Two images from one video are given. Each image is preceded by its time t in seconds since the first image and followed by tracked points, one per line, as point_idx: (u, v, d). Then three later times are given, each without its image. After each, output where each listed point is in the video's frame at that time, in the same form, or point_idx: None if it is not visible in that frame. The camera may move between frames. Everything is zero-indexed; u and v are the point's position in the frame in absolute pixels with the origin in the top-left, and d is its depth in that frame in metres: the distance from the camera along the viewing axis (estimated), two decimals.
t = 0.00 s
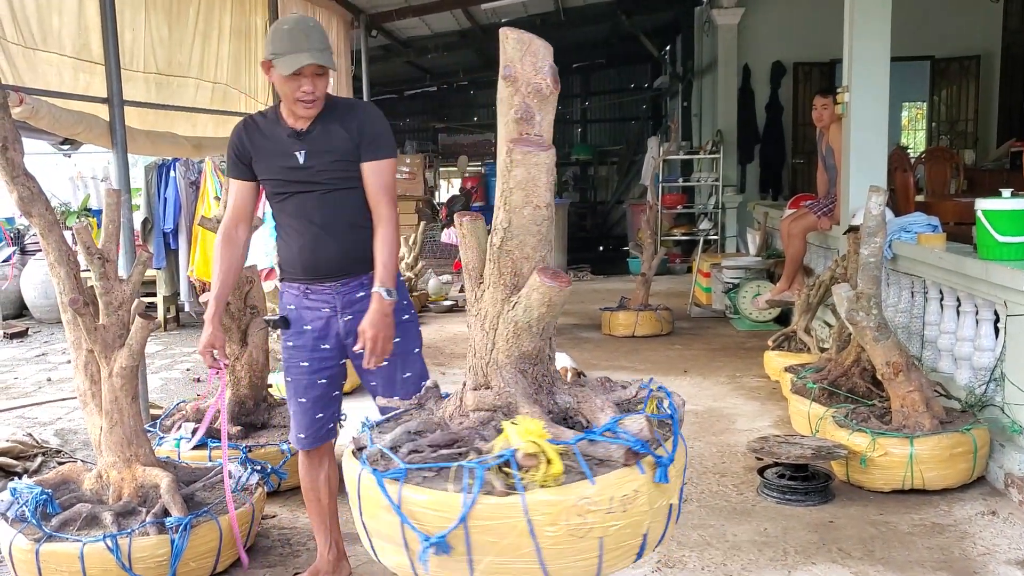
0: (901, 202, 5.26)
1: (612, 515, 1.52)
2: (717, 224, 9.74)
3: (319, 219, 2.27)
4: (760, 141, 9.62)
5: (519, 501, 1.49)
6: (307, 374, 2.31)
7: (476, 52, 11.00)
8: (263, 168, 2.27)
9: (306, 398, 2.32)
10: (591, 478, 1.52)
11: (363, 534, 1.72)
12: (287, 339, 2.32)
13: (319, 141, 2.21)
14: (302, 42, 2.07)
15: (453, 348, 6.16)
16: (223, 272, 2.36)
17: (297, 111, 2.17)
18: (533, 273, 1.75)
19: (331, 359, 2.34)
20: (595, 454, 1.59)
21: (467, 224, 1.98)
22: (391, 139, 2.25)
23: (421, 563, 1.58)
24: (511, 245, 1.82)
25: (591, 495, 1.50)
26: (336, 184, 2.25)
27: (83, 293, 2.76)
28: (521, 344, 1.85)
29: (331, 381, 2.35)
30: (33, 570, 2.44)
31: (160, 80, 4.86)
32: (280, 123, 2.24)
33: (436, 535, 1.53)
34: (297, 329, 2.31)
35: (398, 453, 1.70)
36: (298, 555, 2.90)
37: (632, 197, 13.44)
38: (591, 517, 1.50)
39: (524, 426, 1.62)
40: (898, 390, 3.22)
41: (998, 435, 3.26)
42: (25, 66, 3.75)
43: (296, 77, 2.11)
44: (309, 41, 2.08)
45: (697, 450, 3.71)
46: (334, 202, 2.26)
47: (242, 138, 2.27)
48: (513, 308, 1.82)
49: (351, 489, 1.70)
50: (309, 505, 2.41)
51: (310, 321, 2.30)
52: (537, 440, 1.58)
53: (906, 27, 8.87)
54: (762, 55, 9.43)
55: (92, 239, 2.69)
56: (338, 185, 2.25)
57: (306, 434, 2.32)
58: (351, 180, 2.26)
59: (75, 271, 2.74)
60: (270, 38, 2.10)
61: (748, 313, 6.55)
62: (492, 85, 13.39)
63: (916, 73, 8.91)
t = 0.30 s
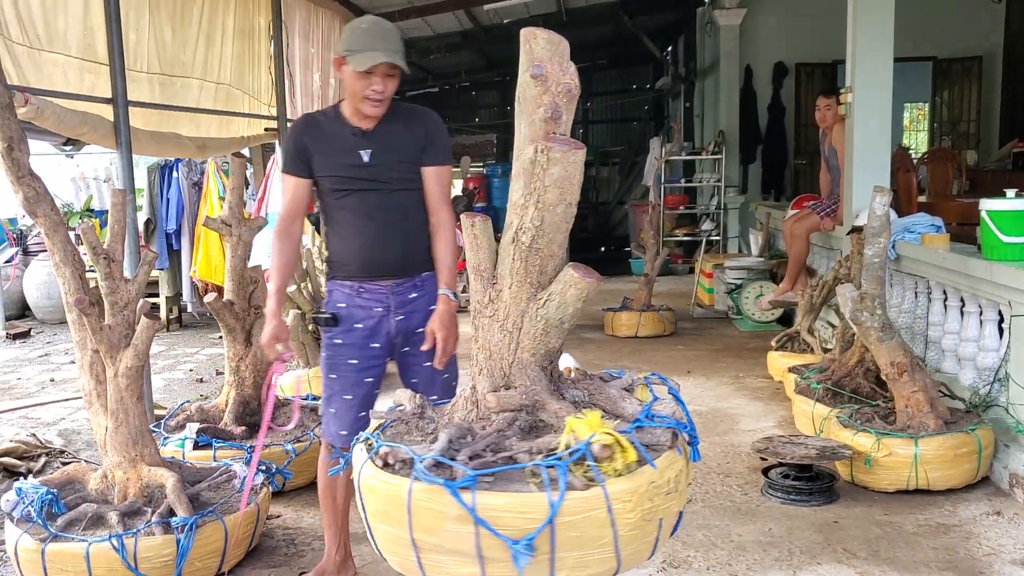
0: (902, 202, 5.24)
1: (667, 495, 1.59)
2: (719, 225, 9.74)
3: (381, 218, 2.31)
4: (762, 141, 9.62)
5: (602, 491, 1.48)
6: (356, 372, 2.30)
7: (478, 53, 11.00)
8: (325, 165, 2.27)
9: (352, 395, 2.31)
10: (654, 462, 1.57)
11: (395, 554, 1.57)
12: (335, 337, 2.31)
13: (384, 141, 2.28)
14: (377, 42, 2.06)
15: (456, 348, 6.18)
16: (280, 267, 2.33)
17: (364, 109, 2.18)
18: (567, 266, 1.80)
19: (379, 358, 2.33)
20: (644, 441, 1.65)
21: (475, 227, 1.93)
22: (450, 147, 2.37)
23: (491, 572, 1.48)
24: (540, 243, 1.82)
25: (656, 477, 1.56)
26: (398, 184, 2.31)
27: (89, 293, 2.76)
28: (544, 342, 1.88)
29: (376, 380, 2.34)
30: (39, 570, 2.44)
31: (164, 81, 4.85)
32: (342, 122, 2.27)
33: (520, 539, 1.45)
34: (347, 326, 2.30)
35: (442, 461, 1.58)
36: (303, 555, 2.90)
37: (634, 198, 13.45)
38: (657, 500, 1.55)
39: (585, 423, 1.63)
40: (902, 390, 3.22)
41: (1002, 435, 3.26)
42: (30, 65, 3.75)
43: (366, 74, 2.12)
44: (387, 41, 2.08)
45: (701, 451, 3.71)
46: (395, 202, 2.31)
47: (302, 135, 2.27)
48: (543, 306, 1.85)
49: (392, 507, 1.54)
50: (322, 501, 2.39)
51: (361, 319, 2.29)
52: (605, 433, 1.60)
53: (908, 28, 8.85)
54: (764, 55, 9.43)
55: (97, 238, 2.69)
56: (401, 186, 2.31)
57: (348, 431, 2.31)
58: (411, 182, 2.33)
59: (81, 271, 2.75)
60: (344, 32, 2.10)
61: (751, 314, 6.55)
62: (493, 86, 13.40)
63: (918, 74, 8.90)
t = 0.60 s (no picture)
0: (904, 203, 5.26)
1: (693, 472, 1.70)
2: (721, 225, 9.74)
3: (434, 215, 2.40)
4: (764, 141, 9.62)
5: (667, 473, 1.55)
6: (399, 363, 2.36)
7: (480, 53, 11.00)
8: (386, 159, 2.36)
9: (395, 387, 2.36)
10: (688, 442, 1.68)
11: (457, 568, 1.49)
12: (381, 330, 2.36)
13: (445, 142, 2.39)
14: (449, 45, 2.13)
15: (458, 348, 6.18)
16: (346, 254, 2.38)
17: (427, 108, 2.27)
18: (589, 263, 1.80)
19: (423, 352, 2.39)
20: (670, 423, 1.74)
21: (491, 227, 1.81)
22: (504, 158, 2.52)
23: (571, 571, 1.46)
24: (566, 241, 1.82)
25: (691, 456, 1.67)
26: (454, 186, 2.42)
27: (94, 293, 2.77)
28: (561, 339, 1.88)
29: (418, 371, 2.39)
30: (45, 569, 2.44)
31: (167, 81, 4.85)
32: (405, 119, 2.37)
33: (605, 531, 1.46)
34: (393, 320, 2.36)
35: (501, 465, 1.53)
36: (308, 555, 2.91)
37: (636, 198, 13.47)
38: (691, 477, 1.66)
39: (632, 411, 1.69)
40: (906, 389, 3.22)
41: (1006, 435, 3.26)
42: (34, 66, 3.75)
43: (434, 75, 2.20)
44: (456, 44, 2.14)
45: (705, 450, 3.71)
46: (449, 202, 2.42)
47: (365, 127, 2.36)
48: (567, 301, 1.85)
49: (460, 518, 1.46)
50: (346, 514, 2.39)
51: (409, 314, 2.36)
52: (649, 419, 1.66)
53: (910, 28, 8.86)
54: (766, 55, 9.43)
55: (102, 239, 2.69)
56: (457, 187, 2.42)
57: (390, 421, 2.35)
58: (467, 186, 2.45)
59: (86, 270, 2.75)
60: (416, 32, 2.17)
61: (754, 314, 6.55)
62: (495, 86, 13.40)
63: (920, 74, 8.90)
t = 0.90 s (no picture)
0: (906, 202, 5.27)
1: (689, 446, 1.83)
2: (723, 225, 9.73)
3: (456, 212, 2.44)
4: (765, 141, 9.62)
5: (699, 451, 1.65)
6: (417, 361, 2.39)
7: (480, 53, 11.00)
8: (411, 153, 2.38)
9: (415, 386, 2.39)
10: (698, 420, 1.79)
11: (521, 570, 1.43)
12: (400, 328, 2.39)
13: (470, 140, 2.42)
14: (478, 41, 2.11)
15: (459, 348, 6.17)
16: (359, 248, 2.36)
17: (457, 105, 2.29)
18: (594, 259, 1.88)
19: (441, 348, 2.43)
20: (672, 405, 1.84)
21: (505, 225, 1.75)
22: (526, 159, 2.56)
23: (634, 555, 1.48)
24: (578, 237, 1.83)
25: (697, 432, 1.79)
26: (475, 185, 2.46)
27: (95, 292, 2.76)
28: (570, 333, 1.89)
29: (435, 369, 2.43)
30: (45, 567, 2.44)
31: (168, 80, 4.85)
32: (432, 113, 2.38)
33: (666, 512, 1.50)
34: (412, 317, 2.40)
35: (559, 462, 1.49)
36: (308, 554, 2.91)
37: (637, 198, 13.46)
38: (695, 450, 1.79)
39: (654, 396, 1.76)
40: (908, 389, 3.21)
41: (1008, 434, 3.25)
42: (34, 65, 3.75)
43: (463, 71, 2.20)
44: (485, 41, 2.12)
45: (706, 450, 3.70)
46: (470, 201, 2.46)
47: (392, 118, 2.35)
48: (575, 295, 1.89)
49: (532, 520, 1.40)
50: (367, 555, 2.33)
51: (427, 310, 2.40)
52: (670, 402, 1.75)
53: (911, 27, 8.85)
54: (767, 55, 9.42)
55: (103, 238, 2.68)
56: (478, 186, 2.47)
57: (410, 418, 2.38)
58: (487, 185, 2.49)
59: (86, 269, 2.75)
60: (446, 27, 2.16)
61: (755, 313, 6.55)
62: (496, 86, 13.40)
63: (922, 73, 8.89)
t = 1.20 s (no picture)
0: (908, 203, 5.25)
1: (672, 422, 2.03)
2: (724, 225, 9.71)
3: (467, 212, 2.43)
4: (767, 141, 9.61)
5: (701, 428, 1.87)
6: (430, 364, 2.38)
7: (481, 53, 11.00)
8: (422, 152, 2.39)
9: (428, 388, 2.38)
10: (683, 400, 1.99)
11: (590, 568, 1.47)
12: (412, 331, 2.39)
13: (482, 141, 2.43)
14: (492, 41, 2.14)
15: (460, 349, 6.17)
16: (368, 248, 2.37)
17: (470, 107, 2.30)
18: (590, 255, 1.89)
19: (452, 351, 2.42)
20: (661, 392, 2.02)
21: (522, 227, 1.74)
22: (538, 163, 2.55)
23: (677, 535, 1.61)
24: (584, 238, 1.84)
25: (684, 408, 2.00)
26: (487, 186, 2.45)
27: (98, 293, 2.77)
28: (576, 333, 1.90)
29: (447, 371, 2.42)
30: (48, 568, 2.44)
31: (170, 81, 4.86)
32: (444, 114, 2.40)
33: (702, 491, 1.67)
34: (424, 319, 2.39)
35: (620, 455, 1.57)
36: (311, 555, 2.91)
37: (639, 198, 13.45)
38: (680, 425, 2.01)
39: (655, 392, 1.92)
40: (910, 390, 3.21)
41: (1011, 435, 3.25)
42: (36, 66, 3.75)
43: (477, 73, 2.22)
44: (499, 41, 2.15)
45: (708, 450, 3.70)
46: (482, 202, 2.46)
47: (404, 118, 2.38)
48: (579, 295, 1.89)
49: (607, 512, 1.46)
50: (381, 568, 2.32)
51: (440, 312, 2.39)
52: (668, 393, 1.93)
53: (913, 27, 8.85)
54: (768, 55, 9.42)
55: (106, 240, 2.68)
56: (490, 188, 2.46)
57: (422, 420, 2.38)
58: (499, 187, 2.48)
59: (89, 270, 2.75)
60: (459, 29, 2.18)
61: (756, 314, 6.56)
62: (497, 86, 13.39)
63: (923, 74, 8.88)
